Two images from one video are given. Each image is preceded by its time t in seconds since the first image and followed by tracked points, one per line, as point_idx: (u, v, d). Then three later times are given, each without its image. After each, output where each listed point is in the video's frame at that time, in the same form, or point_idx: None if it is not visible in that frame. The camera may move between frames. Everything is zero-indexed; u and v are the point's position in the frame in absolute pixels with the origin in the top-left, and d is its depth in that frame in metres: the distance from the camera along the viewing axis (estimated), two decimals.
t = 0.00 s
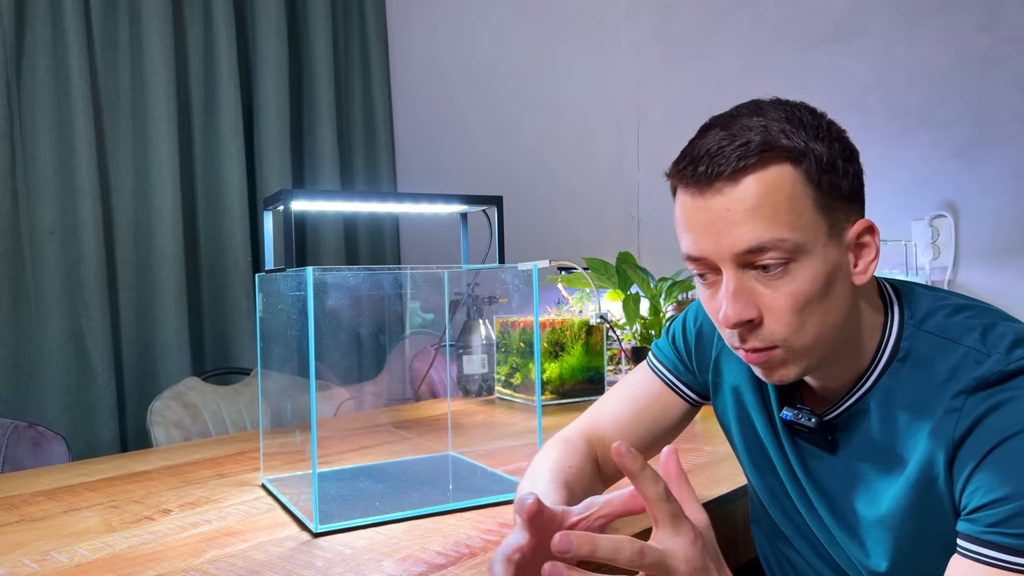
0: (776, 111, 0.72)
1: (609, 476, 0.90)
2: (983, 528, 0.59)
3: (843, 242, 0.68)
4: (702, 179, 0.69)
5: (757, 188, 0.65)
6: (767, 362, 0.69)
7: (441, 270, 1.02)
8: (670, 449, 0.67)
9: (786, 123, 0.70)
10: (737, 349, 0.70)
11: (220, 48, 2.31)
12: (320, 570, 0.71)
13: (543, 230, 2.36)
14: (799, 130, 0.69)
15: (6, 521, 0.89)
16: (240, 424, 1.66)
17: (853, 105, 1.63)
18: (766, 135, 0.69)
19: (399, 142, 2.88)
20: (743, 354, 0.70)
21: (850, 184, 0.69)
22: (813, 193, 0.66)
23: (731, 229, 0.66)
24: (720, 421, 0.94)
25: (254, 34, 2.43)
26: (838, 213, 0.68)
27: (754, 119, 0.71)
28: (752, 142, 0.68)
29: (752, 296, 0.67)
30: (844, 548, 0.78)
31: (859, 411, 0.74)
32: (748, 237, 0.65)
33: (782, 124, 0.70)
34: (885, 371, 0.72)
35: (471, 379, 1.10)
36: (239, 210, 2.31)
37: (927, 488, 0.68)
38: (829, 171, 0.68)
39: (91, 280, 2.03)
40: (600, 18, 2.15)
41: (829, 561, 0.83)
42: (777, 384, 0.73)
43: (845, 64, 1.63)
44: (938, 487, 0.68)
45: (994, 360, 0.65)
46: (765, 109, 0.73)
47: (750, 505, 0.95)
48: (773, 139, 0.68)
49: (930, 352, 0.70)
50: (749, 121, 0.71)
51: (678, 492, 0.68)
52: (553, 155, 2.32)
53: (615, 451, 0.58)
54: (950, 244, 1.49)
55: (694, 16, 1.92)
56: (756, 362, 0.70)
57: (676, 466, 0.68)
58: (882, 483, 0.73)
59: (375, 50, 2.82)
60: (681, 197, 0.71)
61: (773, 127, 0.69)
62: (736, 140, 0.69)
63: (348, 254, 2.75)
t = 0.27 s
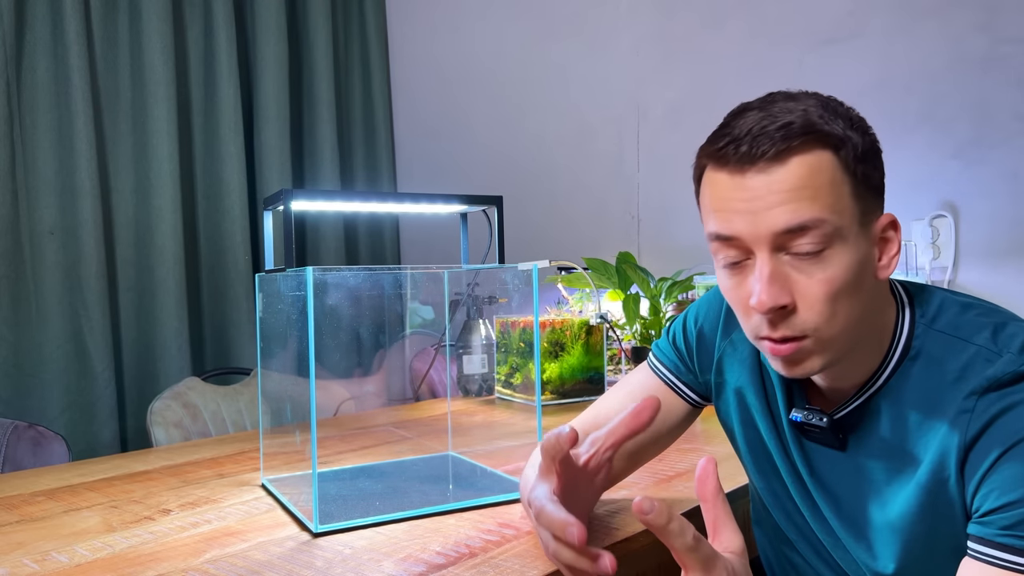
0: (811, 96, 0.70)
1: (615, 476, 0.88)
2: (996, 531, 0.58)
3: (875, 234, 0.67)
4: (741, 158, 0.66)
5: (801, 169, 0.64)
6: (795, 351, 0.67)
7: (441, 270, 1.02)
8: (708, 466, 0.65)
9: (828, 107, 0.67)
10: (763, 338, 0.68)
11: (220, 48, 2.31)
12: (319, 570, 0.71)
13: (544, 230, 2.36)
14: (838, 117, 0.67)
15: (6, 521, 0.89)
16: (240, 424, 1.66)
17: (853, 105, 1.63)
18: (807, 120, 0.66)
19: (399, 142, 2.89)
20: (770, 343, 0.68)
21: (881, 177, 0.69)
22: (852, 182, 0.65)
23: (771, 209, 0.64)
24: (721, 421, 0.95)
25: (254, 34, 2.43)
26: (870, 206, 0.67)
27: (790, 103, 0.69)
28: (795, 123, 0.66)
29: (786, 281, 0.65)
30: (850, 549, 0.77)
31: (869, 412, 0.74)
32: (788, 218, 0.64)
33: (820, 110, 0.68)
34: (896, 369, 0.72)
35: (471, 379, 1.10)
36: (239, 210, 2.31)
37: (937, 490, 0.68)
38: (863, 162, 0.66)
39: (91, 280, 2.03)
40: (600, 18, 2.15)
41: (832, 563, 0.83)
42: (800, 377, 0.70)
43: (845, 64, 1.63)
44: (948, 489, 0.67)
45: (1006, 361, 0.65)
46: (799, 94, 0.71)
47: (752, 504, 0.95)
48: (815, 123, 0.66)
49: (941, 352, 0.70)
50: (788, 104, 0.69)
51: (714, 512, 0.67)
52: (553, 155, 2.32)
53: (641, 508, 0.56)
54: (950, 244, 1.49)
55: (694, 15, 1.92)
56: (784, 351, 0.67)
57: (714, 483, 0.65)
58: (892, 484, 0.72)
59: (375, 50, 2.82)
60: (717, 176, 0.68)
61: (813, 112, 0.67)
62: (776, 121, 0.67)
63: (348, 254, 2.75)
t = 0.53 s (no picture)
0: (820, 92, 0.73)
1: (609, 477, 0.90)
2: (998, 530, 0.58)
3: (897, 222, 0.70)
4: (777, 145, 0.67)
5: (839, 151, 0.65)
6: (844, 340, 0.65)
7: (441, 270, 1.02)
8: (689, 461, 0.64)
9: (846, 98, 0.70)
10: (810, 330, 0.66)
11: (220, 48, 2.31)
12: (319, 570, 0.71)
13: (544, 230, 2.36)
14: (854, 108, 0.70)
15: (5, 521, 0.89)
16: (240, 424, 1.66)
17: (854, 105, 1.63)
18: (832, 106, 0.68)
19: (399, 143, 2.89)
20: (817, 335, 0.66)
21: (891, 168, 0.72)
22: (877, 167, 0.68)
23: (814, 193, 0.65)
24: (722, 420, 0.94)
25: (254, 34, 2.43)
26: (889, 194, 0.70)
27: (807, 95, 0.71)
28: (826, 111, 0.68)
29: (835, 266, 0.64)
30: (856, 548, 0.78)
31: (878, 411, 0.73)
32: (833, 199, 0.64)
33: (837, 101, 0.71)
34: (909, 366, 0.71)
35: (471, 379, 1.09)
36: (239, 210, 2.31)
37: (942, 489, 0.68)
38: (882, 152, 0.70)
39: (91, 280, 2.03)
40: (600, 17, 2.15)
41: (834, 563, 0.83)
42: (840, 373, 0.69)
43: (845, 64, 1.63)
44: (951, 488, 0.67)
45: (1009, 356, 0.65)
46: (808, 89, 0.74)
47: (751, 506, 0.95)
48: (843, 111, 0.68)
49: (948, 347, 0.70)
50: (807, 96, 0.71)
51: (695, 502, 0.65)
52: (553, 155, 2.32)
53: (567, 490, 0.54)
54: (950, 244, 1.49)
55: (695, 15, 1.92)
56: (834, 340, 0.66)
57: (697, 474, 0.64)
58: (900, 483, 0.72)
59: (374, 50, 2.82)
60: (753, 164, 0.68)
61: (835, 100, 0.69)
62: (805, 109, 0.68)
63: (348, 254, 2.75)
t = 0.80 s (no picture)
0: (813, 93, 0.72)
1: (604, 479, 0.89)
2: (991, 532, 0.57)
3: (886, 228, 0.69)
4: (757, 153, 0.67)
5: (819, 160, 0.65)
6: (823, 350, 0.65)
7: (441, 270, 1.02)
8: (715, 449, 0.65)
9: (833, 102, 0.69)
10: (789, 339, 0.67)
11: (220, 48, 2.31)
12: (319, 570, 0.71)
13: (544, 230, 2.36)
14: (844, 111, 0.69)
15: (5, 521, 0.89)
16: (240, 424, 1.66)
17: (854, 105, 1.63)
18: (818, 112, 0.68)
19: (399, 143, 2.89)
20: (796, 344, 0.66)
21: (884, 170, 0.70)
22: (864, 173, 0.67)
23: (792, 202, 0.65)
24: (717, 421, 0.94)
25: (254, 34, 2.43)
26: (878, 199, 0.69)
27: (795, 99, 0.70)
28: (808, 117, 0.67)
29: (813, 275, 0.65)
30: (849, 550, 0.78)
31: (872, 412, 0.73)
32: (811, 209, 0.64)
33: (826, 103, 0.70)
34: (903, 367, 0.71)
35: (471, 379, 1.10)
36: (239, 210, 2.31)
37: (935, 491, 0.68)
38: (872, 156, 0.68)
39: (91, 280, 2.03)
40: (600, 17, 2.15)
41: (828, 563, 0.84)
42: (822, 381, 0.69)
43: (845, 64, 1.63)
44: (944, 490, 0.67)
45: (1003, 358, 0.65)
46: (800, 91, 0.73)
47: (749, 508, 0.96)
48: (827, 117, 0.67)
49: (944, 349, 0.69)
50: (793, 100, 0.70)
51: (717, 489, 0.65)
52: (553, 155, 2.32)
53: (594, 469, 0.58)
54: (950, 244, 1.49)
55: (694, 16, 1.92)
56: (813, 351, 0.66)
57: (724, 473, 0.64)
58: (893, 486, 0.72)
59: (374, 50, 2.81)
60: (732, 173, 0.68)
61: (822, 105, 0.68)
62: (788, 116, 0.68)
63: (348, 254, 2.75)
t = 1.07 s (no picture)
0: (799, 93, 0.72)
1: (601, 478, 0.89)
2: (992, 537, 0.57)
3: (869, 228, 0.69)
4: (732, 154, 0.68)
5: (793, 160, 0.65)
6: (795, 348, 0.66)
7: (441, 270, 1.02)
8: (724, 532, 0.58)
9: (814, 102, 0.69)
10: (762, 337, 0.68)
11: (220, 48, 2.31)
12: (319, 570, 0.71)
13: (544, 230, 2.36)
14: (826, 111, 0.69)
15: (6, 521, 0.89)
16: (240, 424, 1.66)
17: (854, 105, 1.63)
18: (796, 112, 0.68)
19: (399, 143, 2.89)
20: (770, 342, 0.68)
21: (870, 170, 0.70)
22: (843, 173, 0.66)
23: (765, 201, 0.66)
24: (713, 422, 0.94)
25: (254, 34, 2.43)
26: (863, 199, 0.68)
27: (776, 98, 0.71)
28: (784, 117, 0.67)
29: (785, 275, 0.66)
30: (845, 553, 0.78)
31: (865, 414, 0.73)
32: (784, 209, 0.65)
33: (808, 103, 0.70)
34: (894, 370, 0.71)
35: (471, 379, 1.10)
36: (239, 210, 2.31)
37: (930, 492, 0.67)
38: (855, 156, 0.68)
39: (91, 280, 2.03)
40: (600, 17, 2.15)
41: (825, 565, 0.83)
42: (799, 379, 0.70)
43: (845, 64, 1.63)
44: (940, 491, 0.67)
45: (996, 359, 0.65)
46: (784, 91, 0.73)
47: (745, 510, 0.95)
48: (805, 116, 0.67)
49: (937, 350, 0.69)
50: (773, 99, 0.70)
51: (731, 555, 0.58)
52: (553, 155, 2.32)
53: None
54: (950, 244, 1.48)
55: (694, 16, 1.92)
56: (785, 348, 0.67)
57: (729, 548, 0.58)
58: (888, 487, 0.72)
59: (375, 50, 2.81)
60: (708, 172, 0.70)
61: (801, 105, 0.69)
62: (765, 115, 0.68)
63: (348, 254, 2.75)
